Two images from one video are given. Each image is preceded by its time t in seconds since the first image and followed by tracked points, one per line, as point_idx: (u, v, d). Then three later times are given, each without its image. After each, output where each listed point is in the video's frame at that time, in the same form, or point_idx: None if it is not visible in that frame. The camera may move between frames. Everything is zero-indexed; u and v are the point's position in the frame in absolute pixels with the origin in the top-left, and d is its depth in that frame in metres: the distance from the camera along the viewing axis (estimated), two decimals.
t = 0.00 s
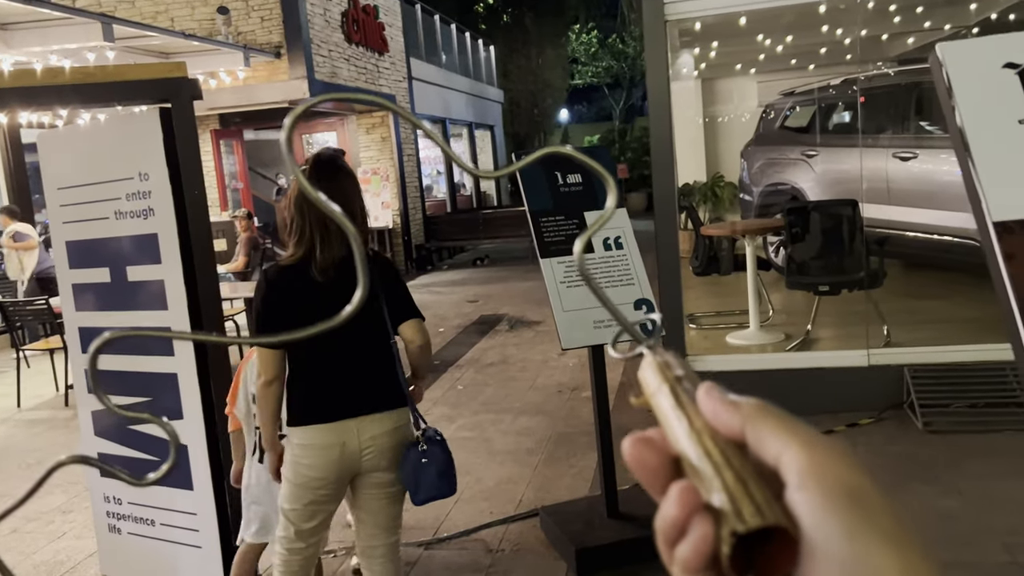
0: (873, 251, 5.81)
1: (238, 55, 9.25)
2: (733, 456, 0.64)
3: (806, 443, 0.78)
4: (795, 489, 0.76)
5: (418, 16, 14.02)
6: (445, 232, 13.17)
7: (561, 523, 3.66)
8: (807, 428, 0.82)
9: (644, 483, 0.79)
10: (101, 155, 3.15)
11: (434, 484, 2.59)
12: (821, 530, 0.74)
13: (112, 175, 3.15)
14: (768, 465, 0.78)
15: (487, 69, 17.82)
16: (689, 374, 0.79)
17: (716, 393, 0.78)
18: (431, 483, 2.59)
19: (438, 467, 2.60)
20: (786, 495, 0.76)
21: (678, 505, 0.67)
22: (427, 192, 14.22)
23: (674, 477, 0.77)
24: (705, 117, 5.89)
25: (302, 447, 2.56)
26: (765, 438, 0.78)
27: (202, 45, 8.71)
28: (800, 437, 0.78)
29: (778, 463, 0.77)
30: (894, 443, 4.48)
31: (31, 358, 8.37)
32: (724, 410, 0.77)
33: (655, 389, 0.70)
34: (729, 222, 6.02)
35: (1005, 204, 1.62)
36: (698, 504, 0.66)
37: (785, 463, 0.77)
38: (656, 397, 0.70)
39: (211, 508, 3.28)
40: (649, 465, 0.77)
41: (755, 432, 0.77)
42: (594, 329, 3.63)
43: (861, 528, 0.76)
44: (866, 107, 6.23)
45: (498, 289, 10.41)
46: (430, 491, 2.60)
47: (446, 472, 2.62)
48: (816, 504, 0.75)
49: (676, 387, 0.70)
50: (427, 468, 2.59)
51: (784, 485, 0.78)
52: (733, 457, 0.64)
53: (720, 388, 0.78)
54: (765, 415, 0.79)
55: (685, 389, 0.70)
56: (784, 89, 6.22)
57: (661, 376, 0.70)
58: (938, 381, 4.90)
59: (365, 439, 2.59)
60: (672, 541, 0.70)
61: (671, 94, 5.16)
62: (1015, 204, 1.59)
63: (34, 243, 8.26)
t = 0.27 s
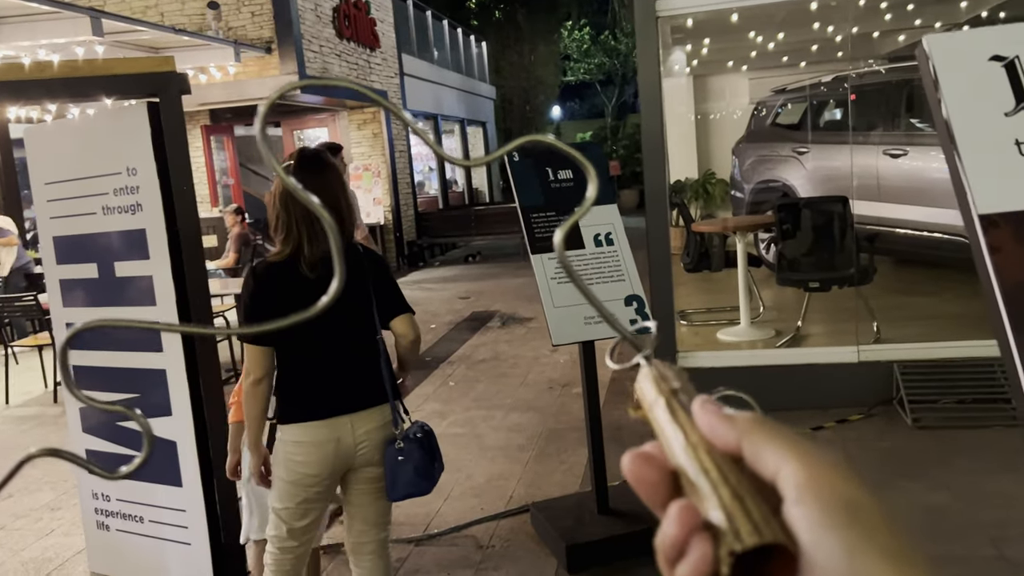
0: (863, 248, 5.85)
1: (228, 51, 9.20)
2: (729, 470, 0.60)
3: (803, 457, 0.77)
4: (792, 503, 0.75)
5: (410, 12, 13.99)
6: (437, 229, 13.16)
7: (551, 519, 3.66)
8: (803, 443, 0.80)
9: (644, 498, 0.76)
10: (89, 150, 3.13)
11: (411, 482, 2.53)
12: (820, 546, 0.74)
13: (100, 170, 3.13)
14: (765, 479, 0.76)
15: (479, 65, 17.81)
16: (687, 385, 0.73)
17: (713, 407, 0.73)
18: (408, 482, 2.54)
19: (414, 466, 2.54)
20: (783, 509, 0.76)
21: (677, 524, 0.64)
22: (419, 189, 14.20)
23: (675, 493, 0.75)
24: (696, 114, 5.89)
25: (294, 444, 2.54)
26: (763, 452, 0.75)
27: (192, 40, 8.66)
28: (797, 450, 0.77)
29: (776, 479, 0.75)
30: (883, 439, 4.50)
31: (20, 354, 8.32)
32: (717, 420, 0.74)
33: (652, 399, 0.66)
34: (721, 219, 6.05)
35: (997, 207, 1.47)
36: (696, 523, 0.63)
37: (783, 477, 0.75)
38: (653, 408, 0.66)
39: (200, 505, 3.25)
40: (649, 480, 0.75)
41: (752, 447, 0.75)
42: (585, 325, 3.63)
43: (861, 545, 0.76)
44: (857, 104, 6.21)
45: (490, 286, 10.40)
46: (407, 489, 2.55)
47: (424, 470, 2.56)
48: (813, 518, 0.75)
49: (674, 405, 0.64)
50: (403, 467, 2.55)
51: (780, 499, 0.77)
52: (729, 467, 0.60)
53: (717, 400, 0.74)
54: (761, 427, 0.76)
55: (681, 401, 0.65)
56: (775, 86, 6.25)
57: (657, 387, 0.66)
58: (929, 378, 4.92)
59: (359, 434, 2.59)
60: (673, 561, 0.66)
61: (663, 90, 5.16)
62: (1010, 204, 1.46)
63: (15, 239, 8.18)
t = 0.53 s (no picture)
0: (853, 244, 5.87)
1: (218, 45, 9.15)
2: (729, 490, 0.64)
3: (801, 476, 0.75)
4: (793, 521, 0.73)
5: (401, 7, 13.94)
6: (428, 224, 13.15)
7: (541, 514, 3.66)
8: (801, 458, 0.79)
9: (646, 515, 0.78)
10: (76, 143, 3.11)
11: (399, 478, 2.53)
12: (823, 567, 0.71)
13: (87, 164, 3.11)
14: (765, 496, 0.74)
15: (470, 60, 17.77)
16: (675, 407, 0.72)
17: (707, 424, 0.72)
18: (394, 477, 2.54)
19: (401, 461, 2.54)
20: (784, 527, 0.74)
21: (679, 547, 0.67)
22: (410, 184, 14.17)
23: (676, 512, 0.76)
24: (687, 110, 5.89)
25: (282, 439, 2.53)
26: (762, 469, 0.74)
27: (181, 35, 8.62)
28: (794, 466, 0.75)
29: (775, 497, 0.73)
30: (873, 434, 4.51)
31: (8, 350, 8.27)
32: (713, 438, 0.71)
33: (654, 416, 0.72)
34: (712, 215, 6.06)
35: (982, 196, 1.47)
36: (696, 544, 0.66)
37: (781, 493, 0.73)
38: (655, 422, 0.72)
39: (188, 501, 3.24)
40: (652, 500, 0.77)
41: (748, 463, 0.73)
42: (575, 320, 3.63)
43: (863, 562, 0.74)
44: (846, 101, 6.34)
45: (481, 281, 10.40)
46: (394, 485, 2.54)
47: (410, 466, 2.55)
48: (815, 537, 0.72)
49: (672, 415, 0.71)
50: (390, 463, 2.55)
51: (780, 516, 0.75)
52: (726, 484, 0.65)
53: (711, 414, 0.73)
54: (758, 442, 0.75)
55: (682, 414, 0.71)
56: (765, 83, 6.39)
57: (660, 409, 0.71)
58: (916, 374, 4.92)
59: (346, 429, 2.58)
60: None
61: (653, 86, 5.16)
62: (994, 194, 1.46)
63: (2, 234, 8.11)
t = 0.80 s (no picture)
0: (844, 240, 5.87)
1: (208, 40, 9.11)
2: (734, 513, 0.64)
3: (799, 490, 0.75)
4: (795, 538, 0.73)
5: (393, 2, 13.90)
6: (420, 220, 13.13)
7: (532, 510, 3.66)
8: (804, 470, 0.78)
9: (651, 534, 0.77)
10: (65, 137, 3.09)
11: (387, 476, 2.51)
12: None
13: (76, 158, 3.09)
14: (764, 512, 0.74)
15: (462, 56, 17.74)
16: (682, 412, 0.70)
17: (703, 439, 0.69)
18: (382, 475, 2.52)
19: (389, 459, 2.52)
20: (785, 542, 0.74)
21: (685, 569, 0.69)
22: (401, 180, 14.15)
23: (682, 531, 0.75)
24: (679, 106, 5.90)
25: (270, 436, 2.53)
26: (762, 484, 0.73)
27: (171, 29, 8.57)
28: (795, 479, 0.75)
29: (775, 513, 0.73)
30: (863, 428, 4.53)
31: None
32: (709, 454, 0.69)
33: (656, 433, 0.69)
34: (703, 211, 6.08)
35: (967, 188, 1.41)
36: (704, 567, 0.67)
37: (780, 509, 0.73)
38: (654, 436, 0.70)
39: (179, 497, 3.22)
40: (657, 520, 0.75)
41: (748, 479, 0.72)
42: (567, 315, 3.63)
43: None
44: (837, 97, 6.28)
45: (473, 277, 10.39)
46: (381, 483, 2.53)
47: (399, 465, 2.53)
48: (817, 551, 0.73)
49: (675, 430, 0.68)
50: (378, 460, 2.53)
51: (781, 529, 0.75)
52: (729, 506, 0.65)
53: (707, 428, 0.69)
54: (755, 459, 0.74)
55: (681, 428, 0.69)
56: (757, 79, 6.35)
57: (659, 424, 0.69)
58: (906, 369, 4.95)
59: (336, 426, 2.57)
60: None
61: (645, 81, 5.16)
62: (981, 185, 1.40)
63: None
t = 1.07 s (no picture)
0: (835, 235, 5.91)
1: (198, 35, 9.06)
2: (734, 523, 0.64)
3: (799, 496, 0.73)
4: (798, 546, 0.71)
5: None
6: (411, 216, 13.11)
7: (524, 505, 3.66)
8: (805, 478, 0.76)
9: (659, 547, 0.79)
10: (53, 133, 3.07)
11: (380, 472, 2.50)
12: None
13: (64, 154, 3.08)
14: (765, 520, 0.72)
15: (454, 51, 17.71)
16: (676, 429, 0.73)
17: (703, 446, 0.70)
18: (376, 470, 2.51)
19: (383, 454, 2.52)
20: (788, 550, 0.72)
21: None
22: (393, 176, 14.12)
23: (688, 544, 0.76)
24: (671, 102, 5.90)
25: (262, 432, 2.52)
26: (762, 493, 0.71)
27: (160, 24, 8.52)
28: (796, 487, 0.73)
29: (776, 520, 0.72)
30: (853, 423, 4.56)
31: None
32: (709, 461, 0.69)
33: (657, 438, 0.74)
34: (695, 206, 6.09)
35: (956, 180, 1.40)
36: None
37: (781, 516, 0.71)
38: (658, 445, 0.74)
39: (169, 494, 3.21)
40: (664, 533, 0.77)
41: (748, 487, 0.71)
42: (559, 311, 3.63)
43: None
44: (828, 93, 6.24)
45: (465, 273, 10.39)
46: (375, 479, 2.51)
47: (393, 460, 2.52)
48: (821, 559, 0.70)
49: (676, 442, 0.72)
50: (372, 455, 2.53)
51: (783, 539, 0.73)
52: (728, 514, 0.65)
53: (707, 438, 0.71)
54: (755, 465, 0.72)
55: (680, 434, 0.73)
56: (748, 74, 6.28)
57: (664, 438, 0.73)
58: (897, 364, 4.98)
59: (328, 423, 2.56)
60: None
61: (636, 77, 5.16)
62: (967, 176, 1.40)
63: None
